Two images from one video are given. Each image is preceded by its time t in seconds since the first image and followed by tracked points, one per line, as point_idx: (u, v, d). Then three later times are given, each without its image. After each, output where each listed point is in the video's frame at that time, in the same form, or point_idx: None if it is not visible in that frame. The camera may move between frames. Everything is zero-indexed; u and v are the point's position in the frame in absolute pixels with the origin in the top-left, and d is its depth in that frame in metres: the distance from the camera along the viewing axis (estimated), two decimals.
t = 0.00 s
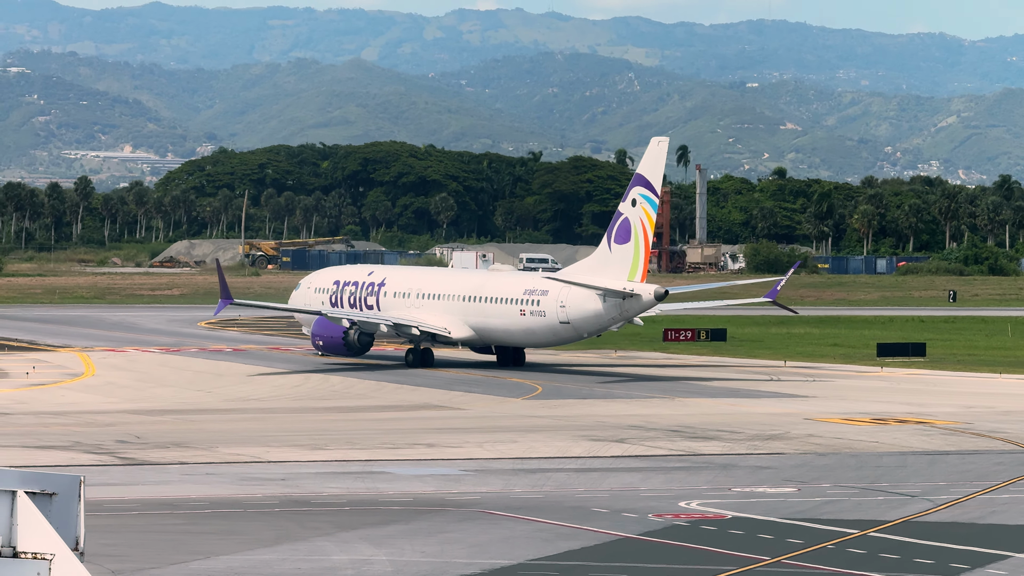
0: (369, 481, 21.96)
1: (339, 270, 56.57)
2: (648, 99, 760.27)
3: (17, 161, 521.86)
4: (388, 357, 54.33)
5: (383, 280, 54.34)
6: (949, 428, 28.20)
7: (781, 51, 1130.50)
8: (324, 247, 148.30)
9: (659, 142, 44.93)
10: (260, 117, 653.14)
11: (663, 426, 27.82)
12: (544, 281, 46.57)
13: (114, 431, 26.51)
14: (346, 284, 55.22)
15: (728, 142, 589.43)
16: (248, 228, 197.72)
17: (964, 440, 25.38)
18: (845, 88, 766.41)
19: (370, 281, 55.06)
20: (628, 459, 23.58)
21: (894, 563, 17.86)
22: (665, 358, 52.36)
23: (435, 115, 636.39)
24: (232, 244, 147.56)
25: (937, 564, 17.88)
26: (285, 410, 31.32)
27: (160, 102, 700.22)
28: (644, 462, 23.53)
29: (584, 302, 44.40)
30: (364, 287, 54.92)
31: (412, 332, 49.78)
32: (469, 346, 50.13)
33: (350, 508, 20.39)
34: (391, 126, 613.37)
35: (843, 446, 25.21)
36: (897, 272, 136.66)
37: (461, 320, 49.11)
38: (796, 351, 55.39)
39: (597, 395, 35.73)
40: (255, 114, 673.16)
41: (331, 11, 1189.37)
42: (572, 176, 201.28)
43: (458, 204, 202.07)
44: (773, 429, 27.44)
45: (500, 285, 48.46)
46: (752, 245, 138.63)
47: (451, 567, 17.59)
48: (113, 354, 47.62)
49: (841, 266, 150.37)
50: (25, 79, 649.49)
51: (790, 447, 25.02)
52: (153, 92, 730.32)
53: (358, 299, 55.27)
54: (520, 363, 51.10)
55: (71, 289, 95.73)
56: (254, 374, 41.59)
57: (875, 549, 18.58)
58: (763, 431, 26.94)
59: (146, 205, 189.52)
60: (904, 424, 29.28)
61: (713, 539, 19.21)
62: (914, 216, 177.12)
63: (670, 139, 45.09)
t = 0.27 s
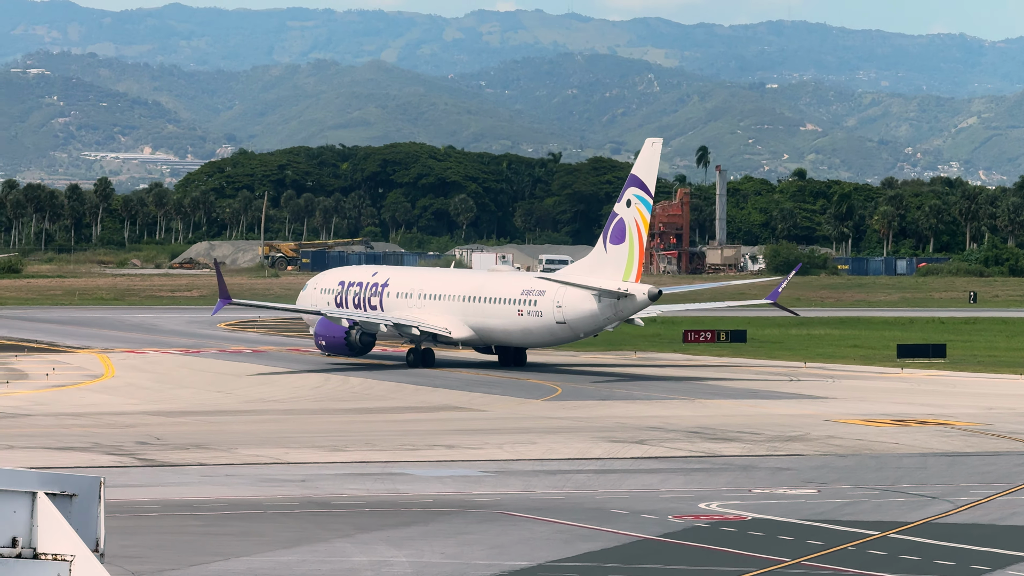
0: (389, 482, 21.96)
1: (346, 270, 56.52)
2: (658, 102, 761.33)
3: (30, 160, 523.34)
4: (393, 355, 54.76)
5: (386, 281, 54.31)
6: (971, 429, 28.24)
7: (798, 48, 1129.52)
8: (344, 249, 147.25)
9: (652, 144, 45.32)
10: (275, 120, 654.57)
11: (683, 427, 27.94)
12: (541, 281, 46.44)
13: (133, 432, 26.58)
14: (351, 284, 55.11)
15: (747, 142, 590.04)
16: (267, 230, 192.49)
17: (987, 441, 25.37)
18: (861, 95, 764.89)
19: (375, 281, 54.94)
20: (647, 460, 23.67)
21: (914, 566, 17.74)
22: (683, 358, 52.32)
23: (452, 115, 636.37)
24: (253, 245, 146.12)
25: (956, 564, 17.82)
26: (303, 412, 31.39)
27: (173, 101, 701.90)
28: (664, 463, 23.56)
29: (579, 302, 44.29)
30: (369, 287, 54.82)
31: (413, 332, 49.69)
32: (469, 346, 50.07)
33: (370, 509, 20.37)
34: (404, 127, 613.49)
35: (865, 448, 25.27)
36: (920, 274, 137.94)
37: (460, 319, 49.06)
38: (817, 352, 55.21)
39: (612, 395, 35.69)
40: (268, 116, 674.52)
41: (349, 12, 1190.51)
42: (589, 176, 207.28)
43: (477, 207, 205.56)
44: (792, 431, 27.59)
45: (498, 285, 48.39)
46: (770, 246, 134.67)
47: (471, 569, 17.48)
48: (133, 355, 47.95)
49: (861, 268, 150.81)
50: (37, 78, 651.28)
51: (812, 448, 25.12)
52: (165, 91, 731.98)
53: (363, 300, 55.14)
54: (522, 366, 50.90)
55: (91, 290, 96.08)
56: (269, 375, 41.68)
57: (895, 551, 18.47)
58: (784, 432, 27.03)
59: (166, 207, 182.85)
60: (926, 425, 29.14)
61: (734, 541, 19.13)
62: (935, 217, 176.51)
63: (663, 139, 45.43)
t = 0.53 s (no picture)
0: (396, 507, 19.75)
1: (329, 270, 54.02)
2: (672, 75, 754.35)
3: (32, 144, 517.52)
4: (380, 365, 52.05)
5: (374, 280, 51.80)
6: None
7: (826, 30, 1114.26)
8: (345, 244, 142.27)
9: (662, 129, 42.88)
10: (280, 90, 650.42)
11: (724, 445, 26.00)
12: (541, 282, 44.14)
13: (110, 450, 24.44)
14: (336, 284, 52.65)
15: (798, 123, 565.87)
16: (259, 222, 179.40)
17: None
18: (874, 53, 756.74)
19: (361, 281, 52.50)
20: (685, 481, 21.63)
21: None
22: (721, 365, 50.31)
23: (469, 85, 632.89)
24: (241, 241, 143.22)
25: None
26: (299, 428, 29.18)
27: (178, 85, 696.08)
28: (703, 484, 21.48)
29: (583, 304, 41.95)
30: (354, 287, 52.34)
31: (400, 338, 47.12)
32: (462, 352, 47.68)
33: (373, 536, 18.14)
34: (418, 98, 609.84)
35: (927, 468, 23.23)
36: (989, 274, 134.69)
37: (455, 323, 46.71)
38: (865, 361, 52.25)
39: (639, 410, 33.38)
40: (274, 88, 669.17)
41: None
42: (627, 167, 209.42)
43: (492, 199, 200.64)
44: (847, 449, 25.70)
45: (495, 286, 46.09)
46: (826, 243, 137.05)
47: None
48: (105, 365, 45.17)
49: (924, 266, 147.80)
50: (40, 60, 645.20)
51: (869, 469, 23.09)
52: (171, 71, 726.38)
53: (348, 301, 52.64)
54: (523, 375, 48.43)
55: (60, 294, 92.36)
56: (262, 385, 39.41)
57: None
58: (837, 451, 25.14)
59: (145, 198, 172.52)
60: (981, 445, 26.87)
61: (782, 572, 16.80)
62: (1009, 209, 167.11)
63: (674, 124, 43.00)
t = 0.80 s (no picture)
0: (398, 545, 17.17)
1: (308, 269, 51.14)
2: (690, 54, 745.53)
3: (33, 130, 511.68)
4: (359, 376, 49.20)
5: (356, 280, 49.01)
6: None
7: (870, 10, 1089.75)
8: (339, 238, 134.40)
9: (679, 102, 39.45)
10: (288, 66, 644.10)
11: (783, 474, 24.08)
12: (542, 283, 41.32)
13: (71, 481, 22.54)
14: (315, 284, 49.77)
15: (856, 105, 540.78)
16: (240, 211, 170.57)
17: None
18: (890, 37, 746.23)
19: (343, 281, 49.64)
20: (738, 515, 19.64)
21: None
22: (780, 377, 47.73)
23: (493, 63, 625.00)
24: (216, 235, 138.81)
25: None
26: (286, 454, 27.01)
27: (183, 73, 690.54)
28: (758, 520, 19.46)
29: (589, 307, 39.14)
30: (335, 288, 49.46)
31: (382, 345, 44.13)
32: (454, 362, 44.84)
33: None
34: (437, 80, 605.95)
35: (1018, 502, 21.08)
36: None
37: (447, 329, 43.87)
38: (947, 375, 47.87)
39: (679, 432, 31.17)
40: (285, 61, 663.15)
41: None
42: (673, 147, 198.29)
43: (512, 184, 183.50)
44: (929, 479, 23.76)
45: (490, 288, 43.29)
46: (904, 235, 125.83)
47: None
48: (59, 380, 42.28)
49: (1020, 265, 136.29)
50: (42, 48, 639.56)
51: (953, 502, 20.95)
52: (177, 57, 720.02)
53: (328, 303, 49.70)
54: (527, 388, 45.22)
55: (9, 296, 88.25)
56: (246, 403, 37.16)
57: None
58: (919, 481, 23.25)
59: (106, 183, 161.54)
60: None
61: None
62: None
63: (693, 97, 39.61)
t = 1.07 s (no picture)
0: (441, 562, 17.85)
1: (306, 269, 50.60)
2: (707, 49, 742.96)
3: (51, 125, 509.15)
4: (359, 380, 48.27)
5: (354, 280, 48.49)
6: None
7: None
8: (358, 238, 133.02)
9: (678, 96, 38.79)
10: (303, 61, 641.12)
11: (822, 482, 24.32)
12: (539, 284, 40.62)
13: (75, 491, 22.13)
14: (312, 284, 49.25)
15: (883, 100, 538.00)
16: (253, 209, 169.98)
17: None
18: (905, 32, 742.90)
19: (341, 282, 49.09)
20: (774, 528, 20.08)
21: None
22: (816, 381, 47.35)
23: (513, 57, 622.41)
24: (228, 235, 137.92)
25: None
26: (299, 461, 26.53)
27: (196, 68, 687.96)
28: (794, 533, 19.86)
29: (587, 309, 38.38)
30: (333, 289, 48.89)
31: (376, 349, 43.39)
32: (453, 365, 44.16)
33: None
34: (454, 74, 603.45)
35: None
36: None
37: (444, 331, 43.23)
38: (991, 381, 47.01)
39: (714, 436, 31.25)
40: (296, 54, 659.81)
41: None
42: (701, 141, 195.71)
43: (538, 181, 182.48)
44: (974, 487, 23.93)
45: (488, 289, 42.60)
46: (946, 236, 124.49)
47: None
48: (63, 385, 41.83)
49: None
50: (54, 43, 637.12)
51: (997, 514, 21.25)
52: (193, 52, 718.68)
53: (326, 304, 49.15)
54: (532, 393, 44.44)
55: (11, 299, 87.16)
56: (255, 408, 36.64)
57: None
58: (964, 490, 23.42)
59: (113, 180, 161.92)
60: None
61: None
62: None
63: (692, 91, 38.95)
